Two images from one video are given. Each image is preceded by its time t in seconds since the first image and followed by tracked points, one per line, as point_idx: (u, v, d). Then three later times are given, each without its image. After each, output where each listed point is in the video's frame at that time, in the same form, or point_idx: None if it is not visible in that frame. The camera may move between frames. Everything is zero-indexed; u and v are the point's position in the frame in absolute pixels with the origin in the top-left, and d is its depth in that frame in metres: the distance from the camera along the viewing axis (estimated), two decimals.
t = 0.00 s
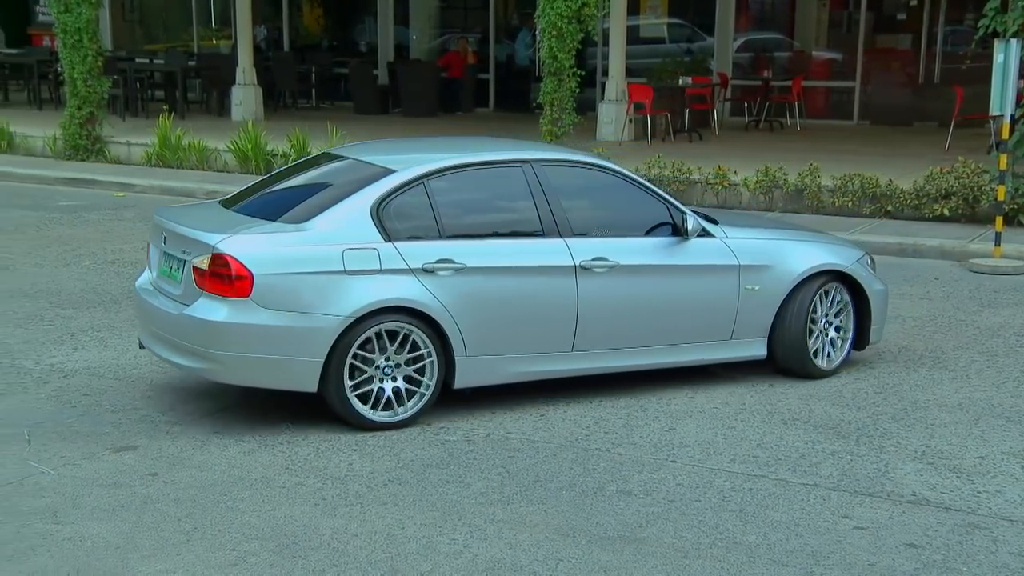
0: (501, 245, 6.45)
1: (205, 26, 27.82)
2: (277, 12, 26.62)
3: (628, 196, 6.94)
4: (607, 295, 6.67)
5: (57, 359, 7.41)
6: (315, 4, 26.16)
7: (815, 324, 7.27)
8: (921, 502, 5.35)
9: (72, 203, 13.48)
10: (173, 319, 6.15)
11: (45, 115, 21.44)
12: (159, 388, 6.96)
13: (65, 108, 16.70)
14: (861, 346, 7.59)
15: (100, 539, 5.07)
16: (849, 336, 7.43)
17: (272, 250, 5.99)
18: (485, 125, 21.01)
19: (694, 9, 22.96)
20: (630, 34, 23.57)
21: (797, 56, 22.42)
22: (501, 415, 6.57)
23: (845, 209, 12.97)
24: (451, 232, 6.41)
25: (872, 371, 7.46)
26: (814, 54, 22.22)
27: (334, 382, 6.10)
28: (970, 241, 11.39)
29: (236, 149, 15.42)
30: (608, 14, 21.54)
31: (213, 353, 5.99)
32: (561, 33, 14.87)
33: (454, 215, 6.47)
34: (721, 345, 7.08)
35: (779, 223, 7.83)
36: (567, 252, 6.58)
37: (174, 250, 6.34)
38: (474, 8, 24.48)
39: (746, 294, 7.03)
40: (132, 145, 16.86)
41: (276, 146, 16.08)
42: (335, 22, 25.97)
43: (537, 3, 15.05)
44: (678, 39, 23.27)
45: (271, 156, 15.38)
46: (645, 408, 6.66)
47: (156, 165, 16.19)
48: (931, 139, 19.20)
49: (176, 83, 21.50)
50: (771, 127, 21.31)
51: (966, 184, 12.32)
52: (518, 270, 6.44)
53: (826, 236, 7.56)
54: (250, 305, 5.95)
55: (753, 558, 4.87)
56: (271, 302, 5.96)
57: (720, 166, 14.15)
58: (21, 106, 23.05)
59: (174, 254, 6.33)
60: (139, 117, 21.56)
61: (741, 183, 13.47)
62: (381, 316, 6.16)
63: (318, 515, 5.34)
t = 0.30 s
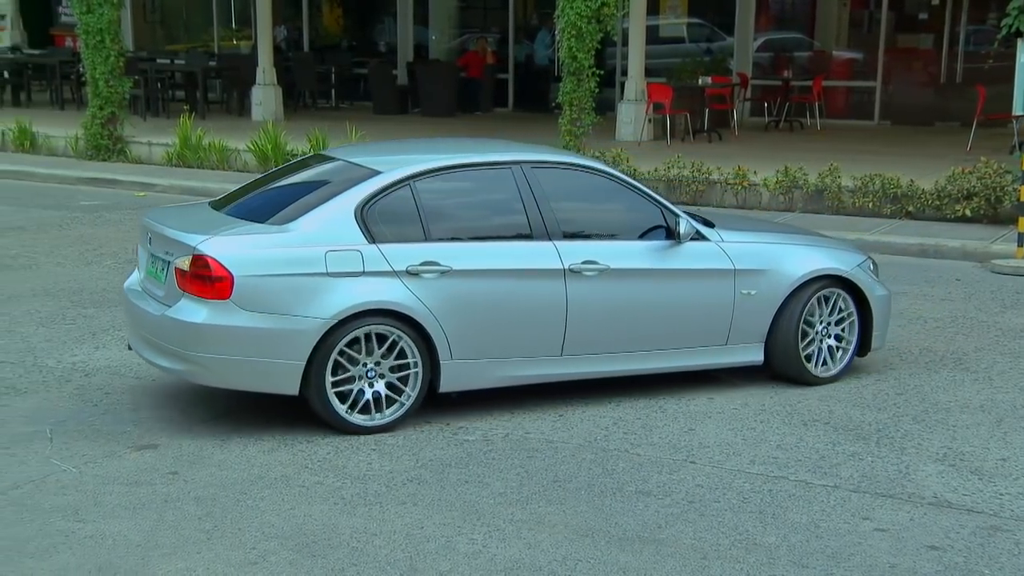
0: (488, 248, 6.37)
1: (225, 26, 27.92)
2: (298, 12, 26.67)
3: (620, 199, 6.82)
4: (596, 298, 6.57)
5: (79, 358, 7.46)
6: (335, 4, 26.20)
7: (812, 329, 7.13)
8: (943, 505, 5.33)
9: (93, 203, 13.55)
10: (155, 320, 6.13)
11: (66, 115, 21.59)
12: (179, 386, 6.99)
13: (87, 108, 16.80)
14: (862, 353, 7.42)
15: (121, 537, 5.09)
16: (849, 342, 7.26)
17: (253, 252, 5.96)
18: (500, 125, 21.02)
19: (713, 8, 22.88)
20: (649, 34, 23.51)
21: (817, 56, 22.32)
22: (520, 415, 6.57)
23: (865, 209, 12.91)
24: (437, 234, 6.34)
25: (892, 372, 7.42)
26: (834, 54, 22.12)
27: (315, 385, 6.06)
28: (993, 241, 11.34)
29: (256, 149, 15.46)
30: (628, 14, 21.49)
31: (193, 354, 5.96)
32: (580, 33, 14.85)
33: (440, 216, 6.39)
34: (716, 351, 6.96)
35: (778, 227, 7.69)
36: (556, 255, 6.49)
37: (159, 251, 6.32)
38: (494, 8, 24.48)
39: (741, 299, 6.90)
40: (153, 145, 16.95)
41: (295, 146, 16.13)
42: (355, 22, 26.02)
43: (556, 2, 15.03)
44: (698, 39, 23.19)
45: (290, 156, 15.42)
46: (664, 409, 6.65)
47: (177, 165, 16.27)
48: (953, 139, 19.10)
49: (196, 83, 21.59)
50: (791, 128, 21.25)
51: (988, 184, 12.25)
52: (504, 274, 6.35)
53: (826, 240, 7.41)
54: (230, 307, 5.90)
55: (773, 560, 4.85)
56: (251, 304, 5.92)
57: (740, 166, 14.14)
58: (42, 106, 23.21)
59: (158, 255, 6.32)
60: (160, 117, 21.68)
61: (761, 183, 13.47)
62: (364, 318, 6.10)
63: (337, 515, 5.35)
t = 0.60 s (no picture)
0: (476, 251, 6.30)
1: (248, 27, 28.02)
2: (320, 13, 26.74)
3: (612, 201, 6.73)
4: (586, 301, 6.49)
5: (104, 357, 7.50)
6: (357, 5, 26.26)
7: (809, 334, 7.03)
8: (969, 507, 5.29)
9: (119, 203, 13.63)
10: (139, 322, 6.11)
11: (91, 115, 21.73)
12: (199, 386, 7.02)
13: (112, 109, 16.90)
14: (863, 359, 7.30)
15: (145, 535, 5.12)
16: (849, 348, 7.14)
17: (236, 253, 5.92)
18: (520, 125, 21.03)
19: (737, 8, 22.71)
20: (672, 34, 23.44)
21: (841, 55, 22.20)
22: (542, 415, 6.57)
23: (889, 210, 12.83)
24: (424, 237, 6.27)
25: (916, 373, 7.38)
26: (858, 53, 22.01)
27: (298, 388, 6.02)
28: (1020, 243, 11.27)
29: (278, 150, 15.51)
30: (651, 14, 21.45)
31: (175, 356, 5.94)
32: (602, 33, 14.81)
33: (428, 218, 6.33)
34: (710, 356, 6.86)
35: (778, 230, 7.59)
36: (545, 258, 6.41)
37: (145, 252, 6.30)
38: (516, 8, 24.50)
39: (736, 304, 6.80)
40: (177, 146, 17.04)
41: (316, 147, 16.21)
42: (377, 23, 26.08)
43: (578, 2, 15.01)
44: (721, 39, 23.05)
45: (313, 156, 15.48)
46: (686, 410, 6.64)
47: (200, 165, 16.34)
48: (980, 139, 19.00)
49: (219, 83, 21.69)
50: (815, 128, 21.18)
51: (1016, 185, 12.17)
52: (492, 277, 6.29)
53: (824, 243, 7.31)
54: (212, 309, 5.87)
55: (796, 562, 4.83)
56: (233, 306, 5.88)
57: (763, 166, 14.12)
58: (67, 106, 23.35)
59: (144, 256, 6.29)
60: (183, 117, 21.79)
61: (784, 183, 13.44)
62: (347, 321, 6.05)
63: (359, 514, 5.37)
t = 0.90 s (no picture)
0: (469, 254, 6.24)
1: (286, 27, 28.18)
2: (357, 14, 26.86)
3: (611, 204, 6.63)
4: (581, 306, 6.41)
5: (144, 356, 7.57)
6: (394, 5, 26.35)
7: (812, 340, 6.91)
8: (1010, 512, 5.23)
9: (159, 203, 13.74)
10: (128, 324, 6.10)
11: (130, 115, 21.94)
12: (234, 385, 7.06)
13: (151, 109, 17.03)
14: (871, 366, 7.15)
15: (183, 532, 5.17)
16: (855, 355, 7.00)
17: (224, 256, 5.91)
18: (549, 126, 21.02)
19: (776, 8, 22.54)
20: (708, 34, 23.35)
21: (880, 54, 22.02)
22: (577, 416, 6.56)
23: (928, 211, 12.72)
24: (416, 240, 6.23)
25: (956, 376, 7.30)
26: (898, 53, 21.84)
27: (287, 392, 5.99)
28: None
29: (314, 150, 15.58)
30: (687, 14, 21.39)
31: (162, 360, 5.93)
32: (639, 33, 14.76)
33: (420, 221, 6.28)
34: (711, 362, 6.75)
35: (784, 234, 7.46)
36: (540, 262, 6.34)
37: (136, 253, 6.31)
38: (552, 8, 24.50)
39: (738, 309, 6.67)
40: (215, 146, 17.18)
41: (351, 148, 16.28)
42: (413, 24, 26.20)
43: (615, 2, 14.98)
44: (758, 39, 22.86)
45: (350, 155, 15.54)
46: (722, 412, 6.61)
47: (238, 165, 16.44)
48: None
49: (257, 84, 21.84)
50: (853, 128, 21.06)
51: None
52: (485, 281, 6.22)
53: (832, 248, 7.16)
54: (200, 312, 5.85)
55: (833, 565, 4.80)
56: (220, 309, 5.86)
57: (800, 167, 14.05)
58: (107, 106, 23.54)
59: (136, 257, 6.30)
60: (221, 117, 21.95)
61: (821, 184, 13.39)
62: (336, 325, 6.01)
63: (395, 513, 5.38)
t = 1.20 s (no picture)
0: (466, 256, 6.18)
1: (333, 27, 28.36)
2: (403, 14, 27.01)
3: (612, 207, 6.54)
4: (581, 309, 6.32)
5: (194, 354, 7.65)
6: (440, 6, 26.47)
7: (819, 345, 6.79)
8: None
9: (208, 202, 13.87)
10: (123, 324, 6.10)
11: (179, 116, 22.14)
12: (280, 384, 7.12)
13: (201, 109, 17.16)
14: (882, 374, 7.00)
15: (231, 529, 5.22)
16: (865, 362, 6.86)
17: (218, 257, 5.88)
18: (588, 126, 20.98)
19: (824, 8, 22.28)
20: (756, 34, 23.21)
21: (931, 54, 21.74)
22: (622, 418, 6.55)
23: (982, 212, 12.55)
24: (413, 242, 6.18)
25: (1008, 381, 7.20)
26: (950, 53, 21.58)
27: (280, 394, 5.96)
28: None
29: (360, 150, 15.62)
30: (734, 15, 21.28)
31: (154, 361, 5.91)
32: (685, 33, 14.50)
33: (417, 223, 6.22)
34: (715, 367, 6.64)
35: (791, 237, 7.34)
36: (539, 265, 6.26)
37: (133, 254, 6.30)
38: (599, 9, 24.49)
39: (743, 314, 6.56)
40: (262, 146, 17.33)
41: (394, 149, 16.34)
42: (461, 25, 26.29)
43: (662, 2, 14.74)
44: (807, 39, 22.52)
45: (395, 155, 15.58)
46: (769, 414, 6.58)
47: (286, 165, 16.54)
48: None
49: (305, 84, 22.01)
50: (903, 128, 20.86)
51: None
52: (482, 284, 6.16)
53: (840, 251, 7.03)
54: (192, 313, 5.84)
55: (883, 570, 4.75)
56: (213, 311, 5.84)
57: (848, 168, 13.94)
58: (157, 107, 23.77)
59: (132, 258, 6.30)
60: (269, 117, 22.10)
61: (870, 185, 13.28)
62: (330, 327, 5.98)
63: (440, 512, 5.40)
